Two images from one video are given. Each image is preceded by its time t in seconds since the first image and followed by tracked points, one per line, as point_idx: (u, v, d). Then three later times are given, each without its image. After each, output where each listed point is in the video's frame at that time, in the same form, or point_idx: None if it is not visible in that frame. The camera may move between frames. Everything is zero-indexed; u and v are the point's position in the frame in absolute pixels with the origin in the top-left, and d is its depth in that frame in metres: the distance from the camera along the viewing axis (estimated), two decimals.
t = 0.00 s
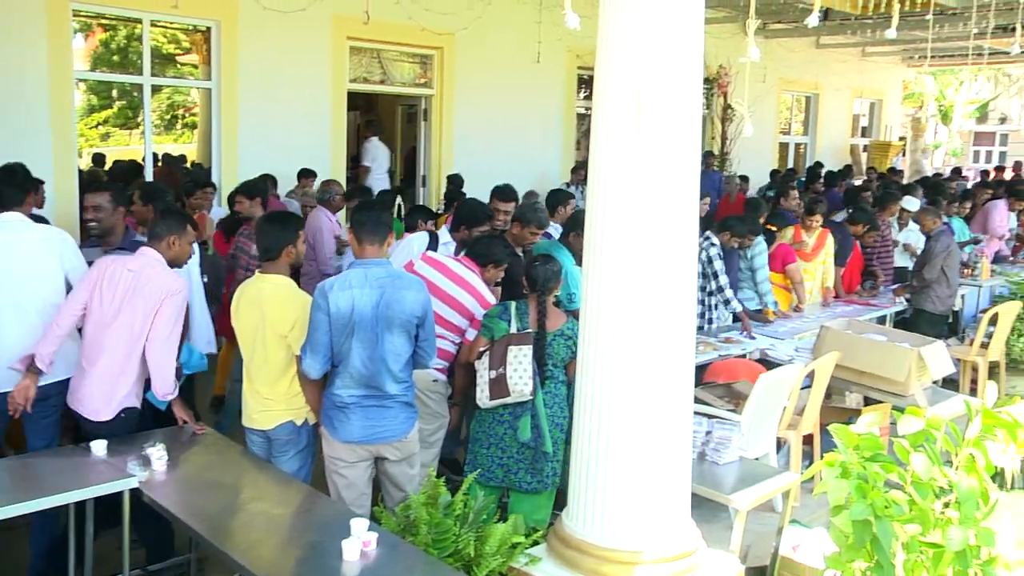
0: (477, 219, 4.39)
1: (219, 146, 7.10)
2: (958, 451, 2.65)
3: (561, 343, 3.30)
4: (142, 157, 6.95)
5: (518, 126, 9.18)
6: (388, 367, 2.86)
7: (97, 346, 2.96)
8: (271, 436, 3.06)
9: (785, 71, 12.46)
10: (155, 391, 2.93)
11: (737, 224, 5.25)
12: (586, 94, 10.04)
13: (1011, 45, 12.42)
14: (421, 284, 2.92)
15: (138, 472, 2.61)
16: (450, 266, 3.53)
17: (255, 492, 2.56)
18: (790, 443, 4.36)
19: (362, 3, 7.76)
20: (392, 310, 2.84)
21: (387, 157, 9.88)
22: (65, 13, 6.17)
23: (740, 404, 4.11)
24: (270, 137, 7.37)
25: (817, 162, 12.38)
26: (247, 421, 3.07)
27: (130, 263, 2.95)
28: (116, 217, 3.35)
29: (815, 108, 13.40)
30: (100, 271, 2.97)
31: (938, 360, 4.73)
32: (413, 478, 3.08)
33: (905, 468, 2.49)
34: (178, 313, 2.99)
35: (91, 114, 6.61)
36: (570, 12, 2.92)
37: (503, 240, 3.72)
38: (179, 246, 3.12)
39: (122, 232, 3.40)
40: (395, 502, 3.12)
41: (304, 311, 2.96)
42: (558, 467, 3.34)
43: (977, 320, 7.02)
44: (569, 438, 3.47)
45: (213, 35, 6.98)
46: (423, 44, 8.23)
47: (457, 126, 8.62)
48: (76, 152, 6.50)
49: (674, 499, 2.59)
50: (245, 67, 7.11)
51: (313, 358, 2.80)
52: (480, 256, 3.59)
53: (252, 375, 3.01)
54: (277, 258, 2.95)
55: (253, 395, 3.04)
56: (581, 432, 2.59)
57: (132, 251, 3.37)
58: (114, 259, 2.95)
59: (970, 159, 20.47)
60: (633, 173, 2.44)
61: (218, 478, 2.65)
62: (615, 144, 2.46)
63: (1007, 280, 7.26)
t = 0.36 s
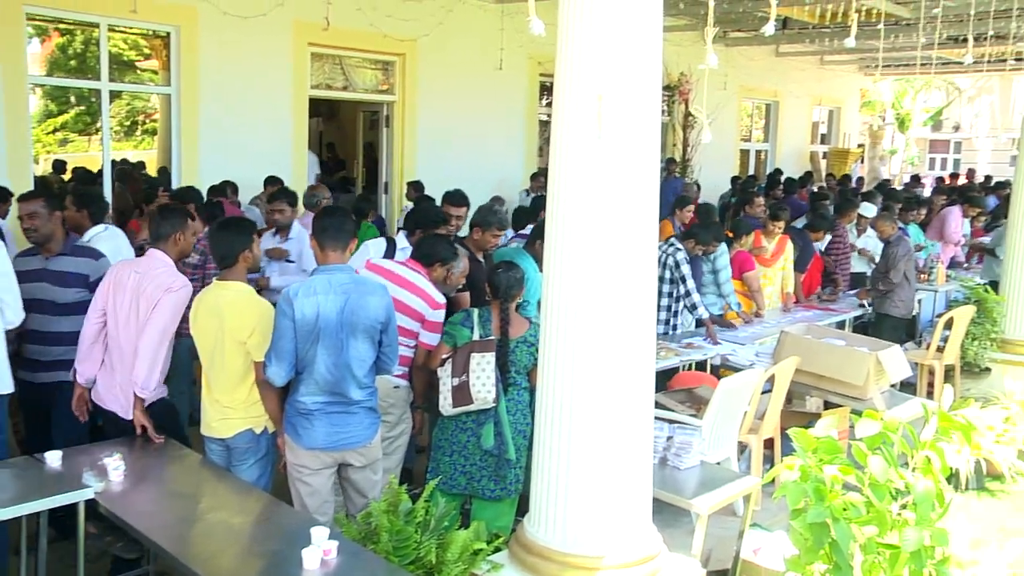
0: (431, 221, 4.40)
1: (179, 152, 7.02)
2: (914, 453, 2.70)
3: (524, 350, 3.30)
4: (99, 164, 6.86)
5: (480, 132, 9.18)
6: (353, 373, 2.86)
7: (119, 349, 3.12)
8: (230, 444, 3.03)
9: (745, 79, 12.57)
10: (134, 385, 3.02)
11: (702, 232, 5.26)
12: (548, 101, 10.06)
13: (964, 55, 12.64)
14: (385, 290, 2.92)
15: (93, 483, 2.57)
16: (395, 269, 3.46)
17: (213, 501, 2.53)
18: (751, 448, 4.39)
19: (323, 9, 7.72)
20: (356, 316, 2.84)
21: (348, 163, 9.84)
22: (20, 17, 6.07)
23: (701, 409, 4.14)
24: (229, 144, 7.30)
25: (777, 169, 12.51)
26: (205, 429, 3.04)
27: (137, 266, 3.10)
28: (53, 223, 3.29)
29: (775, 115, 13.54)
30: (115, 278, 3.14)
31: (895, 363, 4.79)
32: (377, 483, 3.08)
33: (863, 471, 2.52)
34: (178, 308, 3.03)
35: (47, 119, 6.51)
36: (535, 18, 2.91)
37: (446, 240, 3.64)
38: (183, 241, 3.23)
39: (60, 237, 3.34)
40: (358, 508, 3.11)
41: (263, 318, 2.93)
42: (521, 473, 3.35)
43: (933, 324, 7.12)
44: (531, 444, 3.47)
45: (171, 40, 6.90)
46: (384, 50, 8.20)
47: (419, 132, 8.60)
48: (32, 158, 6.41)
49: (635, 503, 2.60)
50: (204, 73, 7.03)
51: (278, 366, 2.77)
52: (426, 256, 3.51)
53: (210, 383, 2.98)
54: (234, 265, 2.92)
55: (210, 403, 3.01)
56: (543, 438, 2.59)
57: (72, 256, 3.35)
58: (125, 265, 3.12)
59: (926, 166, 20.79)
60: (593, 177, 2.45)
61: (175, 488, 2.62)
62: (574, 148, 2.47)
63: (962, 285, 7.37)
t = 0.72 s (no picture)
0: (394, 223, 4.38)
1: (149, 160, 6.96)
2: (885, 451, 2.71)
3: (498, 355, 3.29)
4: (68, 172, 6.78)
5: (452, 137, 9.18)
6: (332, 377, 2.86)
7: (142, 350, 3.22)
8: (202, 452, 3.01)
9: (716, 81, 12.65)
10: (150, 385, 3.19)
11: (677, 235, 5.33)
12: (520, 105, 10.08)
13: (931, 58, 12.80)
14: (361, 295, 2.94)
15: (64, 494, 2.54)
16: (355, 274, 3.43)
17: (186, 511, 2.51)
18: (726, 449, 4.41)
19: (294, 14, 7.70)
20: (334, 321, 2.84)
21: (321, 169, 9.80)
22: None
23: (675, 411, 4.16)
24: (200, 150, 7.25)
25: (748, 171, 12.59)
26: (177, 438, 3.02)
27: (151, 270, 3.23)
28: (18, 233, 3.23)
29: (746, 118, 13.63)
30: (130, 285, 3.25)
31: (866, 363, 4.83)
32: (355, 488, 3.08)
33: (835, 470, 2.54)
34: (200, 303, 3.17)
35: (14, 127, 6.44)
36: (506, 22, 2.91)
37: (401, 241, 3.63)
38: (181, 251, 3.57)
39: (25, 247, 3.27)
40: (335, 513, 3.10)
41: (234, 325, 2.90)
42: (497, 478, 3.35)
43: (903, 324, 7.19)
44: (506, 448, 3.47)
45: (140, 46, 6.85)
46: (355, 56, 8.18)
47: (391, 138, 8.58)
48: None
49: (611, 505, 2.61)
50: (173, 80, 6.98)
51: (259, 373, 2.75)
52: (384, 259, 3.50)
53: (182, 391, 2.96)
54: (204, 272, 2.90)
55: (182, 412, 2.99)
56: (520, 441, 2.58)
57: (38, 266, 3.30)
58: (139, 271, 3.24)
59: (896, 166, 21.01)
60: (567, 181, 2.45)
61: (148, 498, 2.59)
62: (547, 152, 2.46)
63: (931, 284, 7.45)
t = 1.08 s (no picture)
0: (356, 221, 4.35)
1: (124, 164, 6.91)
2: (862, 446, 2.73)
3: (476, 355, 3.30)
4: (41, 176, 6.72)
5: (429, 138, 9.16)
6: (315, 379, 2.86)
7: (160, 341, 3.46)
8: (179, 457, 2.99)
9: (693, 81, 12.70)
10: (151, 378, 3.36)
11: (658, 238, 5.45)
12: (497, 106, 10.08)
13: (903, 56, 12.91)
14: (341, 296, 2.94)
15: (38, 502, 2.51)
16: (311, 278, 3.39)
17: (163, 517, 2.49)
18: (705, 446, 4.43)
19: (269, 17, 7.67)
20: (316, 323, 2.84)
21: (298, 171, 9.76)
22: None
23: (654, 410, 4.17)
24: (175, 154, 7.20)
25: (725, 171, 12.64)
26: (154, 444, 3.00)
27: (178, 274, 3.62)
28: None
29: (723, 117, 13.68)
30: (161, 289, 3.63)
31: (843, 359, 4.85)
32: (337, 488, 3.07)
33: (813, 466, 2.54)
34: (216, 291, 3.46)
35: None
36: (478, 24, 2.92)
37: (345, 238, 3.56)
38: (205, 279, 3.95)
39: None
40: (316, 515, 3.08)
41: (210, 329, 2.88)
42: (477, 479, 3.35)
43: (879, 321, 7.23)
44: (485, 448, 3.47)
45: (113, 49, 6.79)
46: (331, 58, 8.16)
47: (367, 140, 8.55)
48: None
49: (591, 503, 2.61)
50: (148, 83, 6.93)
51: (242, 377, 2.72)
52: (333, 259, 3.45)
53: (158, 397, 2.94)
54: (180, 275, 2.89)
55: (159, 417, 2.97)
56: (499, 442, 2.57)
57: (10, 272, 3.32)
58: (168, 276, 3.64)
59: (871, 165, 21.17)
60: (560, 180, 2.46)
61: (124, 504, 2.57)
62: (524, 152, 2.46)
63: (907, 281, 7.50)
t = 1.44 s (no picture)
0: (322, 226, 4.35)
1: (87, 166, 6.82)
2: (826, 443, 2.76)
3: (443, 356, 3.29)
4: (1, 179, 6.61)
5: (396, 140, 9.13)
6: (284, 382, 2.84)
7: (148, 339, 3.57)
8: (143, 464, 2.96)
9: (660, 83, 12.75)
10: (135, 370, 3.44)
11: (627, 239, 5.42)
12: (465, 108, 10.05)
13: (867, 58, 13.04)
14: (309, 299, 2.92)
15: None
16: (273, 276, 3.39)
17: (127, 524, 2.46)
18: (673, 445, 4.44)
19: (235, 17, 7.62)
20: (285, 325, 2.82)
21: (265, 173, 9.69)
22: None
23: (622, 410, 4.18)
24: (138, 156, 7.13)
25: (693, 172, 12.69)
26: (117, 450, 2.97)
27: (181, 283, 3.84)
28: None
29: (690, 119, 13.75)
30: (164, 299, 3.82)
31: (809, 358, 4.89)
32: (306, 492, 3.05)
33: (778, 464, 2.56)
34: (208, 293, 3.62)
35: None
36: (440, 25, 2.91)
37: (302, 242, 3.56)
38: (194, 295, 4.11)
39: None
40: (284, 519, 3.06)
41: (175, 333, 2.85)
42: (446, 481, 3.34)
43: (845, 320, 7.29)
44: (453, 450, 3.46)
45: (75, 50, 6.71)
46: (297, 59, 8.11)
47: (334, 142, 8.51)
48: None
49: (559, 504, 2.61)
50: (110, 84, 6.86)
51: (211, 380, 2.70)
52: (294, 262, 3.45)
53: (122, 403, 2.91)
54: (146, 280, 2.86)
55: (122, 423, 2.94)
56: (465, 444, 2.57)
57: None
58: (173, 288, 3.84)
59: (836, 166, 21.33)
60: (524, 181, 2.46)
61: (86, 512, 2.54)
62: (491, 154, 2.46)
63: (872, 280, 7.57)
